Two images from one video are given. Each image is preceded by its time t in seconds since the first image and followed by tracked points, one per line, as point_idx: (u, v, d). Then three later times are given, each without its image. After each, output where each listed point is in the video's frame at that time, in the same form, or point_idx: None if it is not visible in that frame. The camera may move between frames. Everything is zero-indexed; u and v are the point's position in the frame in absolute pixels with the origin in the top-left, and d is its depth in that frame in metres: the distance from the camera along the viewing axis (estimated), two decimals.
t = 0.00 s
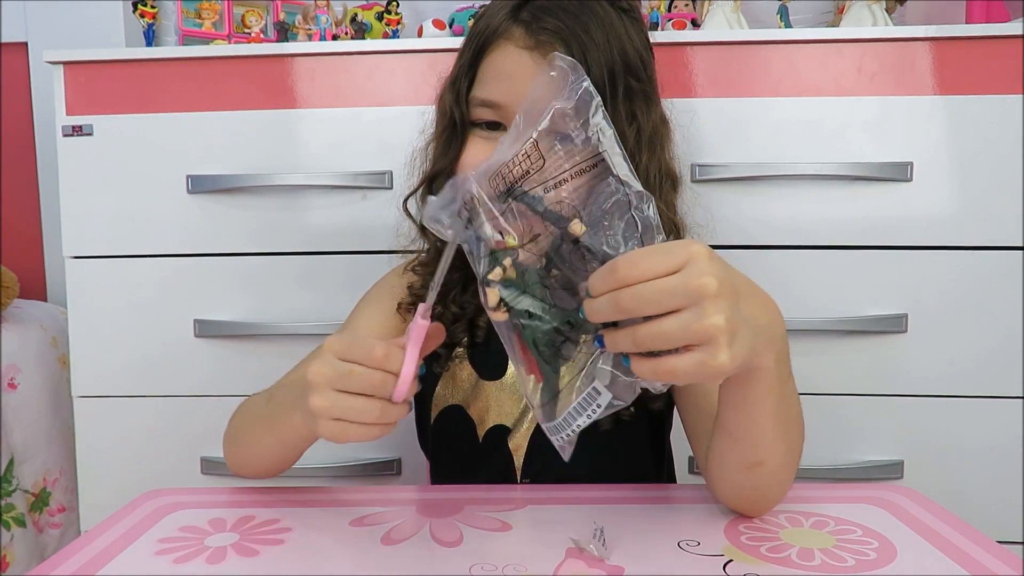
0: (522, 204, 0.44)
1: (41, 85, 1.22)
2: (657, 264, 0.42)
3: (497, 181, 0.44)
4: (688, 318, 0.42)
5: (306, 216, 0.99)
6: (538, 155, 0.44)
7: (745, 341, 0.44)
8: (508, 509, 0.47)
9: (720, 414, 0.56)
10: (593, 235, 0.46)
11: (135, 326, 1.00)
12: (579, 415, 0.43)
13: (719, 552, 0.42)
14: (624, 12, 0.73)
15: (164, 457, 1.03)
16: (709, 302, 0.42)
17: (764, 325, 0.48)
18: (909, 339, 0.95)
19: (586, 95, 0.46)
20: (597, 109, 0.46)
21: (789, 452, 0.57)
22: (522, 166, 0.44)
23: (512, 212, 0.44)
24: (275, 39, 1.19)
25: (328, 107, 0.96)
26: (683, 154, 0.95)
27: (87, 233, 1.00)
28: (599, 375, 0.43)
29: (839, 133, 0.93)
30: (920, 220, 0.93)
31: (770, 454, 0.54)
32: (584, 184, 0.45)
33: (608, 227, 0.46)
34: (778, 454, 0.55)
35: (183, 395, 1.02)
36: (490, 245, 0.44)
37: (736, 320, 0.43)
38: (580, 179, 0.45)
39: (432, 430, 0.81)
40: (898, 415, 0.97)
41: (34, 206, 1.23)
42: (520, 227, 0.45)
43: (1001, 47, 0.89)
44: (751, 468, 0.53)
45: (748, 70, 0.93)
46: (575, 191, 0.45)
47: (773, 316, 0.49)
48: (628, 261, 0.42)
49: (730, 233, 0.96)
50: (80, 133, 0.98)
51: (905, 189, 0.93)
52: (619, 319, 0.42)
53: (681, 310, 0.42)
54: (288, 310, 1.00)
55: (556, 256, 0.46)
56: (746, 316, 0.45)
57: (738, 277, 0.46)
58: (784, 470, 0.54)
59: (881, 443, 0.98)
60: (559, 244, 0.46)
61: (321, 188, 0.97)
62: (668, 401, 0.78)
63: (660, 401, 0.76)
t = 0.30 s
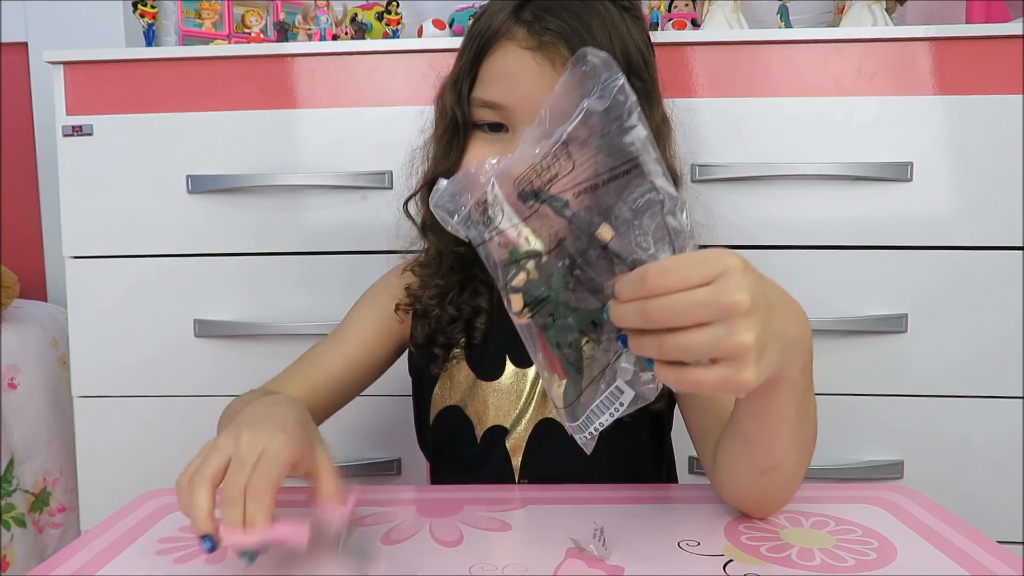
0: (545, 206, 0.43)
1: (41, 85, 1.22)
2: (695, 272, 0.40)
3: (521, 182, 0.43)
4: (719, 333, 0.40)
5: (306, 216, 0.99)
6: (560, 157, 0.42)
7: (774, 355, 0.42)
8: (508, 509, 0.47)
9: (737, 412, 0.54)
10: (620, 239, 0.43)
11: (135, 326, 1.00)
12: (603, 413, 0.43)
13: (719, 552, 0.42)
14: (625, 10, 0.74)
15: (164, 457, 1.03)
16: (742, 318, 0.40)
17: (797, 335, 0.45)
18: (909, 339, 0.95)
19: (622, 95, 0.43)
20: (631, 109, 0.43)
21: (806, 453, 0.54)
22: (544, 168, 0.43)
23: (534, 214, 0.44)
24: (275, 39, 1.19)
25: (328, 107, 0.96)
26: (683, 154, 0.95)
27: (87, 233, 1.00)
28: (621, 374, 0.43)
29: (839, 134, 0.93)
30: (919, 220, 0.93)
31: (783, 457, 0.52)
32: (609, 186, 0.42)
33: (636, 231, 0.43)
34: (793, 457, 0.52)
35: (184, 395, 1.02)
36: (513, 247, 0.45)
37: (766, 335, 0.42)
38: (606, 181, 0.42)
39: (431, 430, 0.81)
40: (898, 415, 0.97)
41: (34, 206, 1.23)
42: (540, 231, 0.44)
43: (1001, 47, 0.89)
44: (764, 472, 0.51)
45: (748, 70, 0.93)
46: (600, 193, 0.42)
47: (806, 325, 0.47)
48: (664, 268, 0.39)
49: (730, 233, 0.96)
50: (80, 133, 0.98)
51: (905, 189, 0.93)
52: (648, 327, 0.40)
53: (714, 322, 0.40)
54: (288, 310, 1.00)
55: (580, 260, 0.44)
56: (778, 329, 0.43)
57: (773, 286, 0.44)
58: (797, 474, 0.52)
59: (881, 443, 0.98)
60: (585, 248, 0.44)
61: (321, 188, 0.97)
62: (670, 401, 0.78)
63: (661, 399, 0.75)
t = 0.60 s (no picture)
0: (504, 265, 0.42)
1: (41, 85, 1.22)
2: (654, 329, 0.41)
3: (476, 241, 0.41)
4: (673, 385, 0.42)
5: (306, 216, 0.99)
6: (512, 223, 0.40)
7: (732, 401, 0.44)
8: (508, 509, 0.47)
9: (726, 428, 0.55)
10: (582, 292, 0.42)
11: (136, 325, 1.00)
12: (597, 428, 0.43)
13: (719, 552, 0.42)
14: (617, 11, 0.73)
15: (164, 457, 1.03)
16: (695, 373, 0.42)
17: (762, 371, 0.46)
18: (909, 339, 0.95)
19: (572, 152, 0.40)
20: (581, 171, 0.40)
21: (791, 465, 0.54)
22: (501, 224, 0.40)
23: (496, 264, 0.42)
24: (275, 39, 1.19)
25: (328, 107, 0.96)
26: (683, 154, 0.95)
27: (87, 234, 1.00)
28: (607, 390, 0.44)
29: (839, 134, 0.93)
30: (920, 220, 0.93)
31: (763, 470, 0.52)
32: (565, 247, 0.40)
33: (601, 279, 0.41)
34: (776, 472, 0.52)
35: (183, 395, 1.02)
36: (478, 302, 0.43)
37: (722, 384, 0.43)
38: (562, 243, 0.40)
39: (429, 428, 0.81)
40: (898, 414, 0.97)
41: (34, 206, 1.23)
42: (505, 281, 0.42)
43: (1001, 47, 0.89)
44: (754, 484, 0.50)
45: (748, 70, 0.93)
46: (559, 252, 0.40)
47: (777, 353, 0.48)
48: (623, 323, 0.40)
49: (731, 232, 0.96)
50: (81, 133, 0.98)
51: (905, 189, 0.93)
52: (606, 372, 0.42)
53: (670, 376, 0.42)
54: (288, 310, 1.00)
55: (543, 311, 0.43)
56: (738, 375, 0.44)
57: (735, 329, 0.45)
58: (786, 488, 0.51)
59: (881, 443, 0.98)
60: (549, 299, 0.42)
61: (321, 188, 0.97)
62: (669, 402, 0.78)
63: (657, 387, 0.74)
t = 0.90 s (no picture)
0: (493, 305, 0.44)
1: (41, 84, 1.22)
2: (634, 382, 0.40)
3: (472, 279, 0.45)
4: (665, 422, 0.41)
5: (306, 216, 0.99)
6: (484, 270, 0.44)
7: (729, 419, 0.43)
8: (508, 509, 0.47)
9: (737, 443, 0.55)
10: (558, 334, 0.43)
11: (136, 325, 1.00)
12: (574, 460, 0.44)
13: (718, 552, 0.42)
14: (612, 12, 0.73)
15: (164, 457, 1.03)
16: (685, 405, 0.41)
17: (755, 390, 0.45)
18: (909, 339, 0.95)
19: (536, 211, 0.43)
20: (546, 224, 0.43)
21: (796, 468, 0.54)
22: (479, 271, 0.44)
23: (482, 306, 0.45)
24: (275, 39, 1.19)
25: (328, 107, 0.97)
26: (683, 154, 0.95)
27: (87, 233, 1.00)
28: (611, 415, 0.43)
29: (839, 134, 0.93)
30: (920, 220, 0.93)
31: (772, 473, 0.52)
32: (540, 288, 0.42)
33: (577, 315, 0.42)
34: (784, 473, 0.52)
35: (183, 395, 1.02)
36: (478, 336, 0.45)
37: (717, 408, 0.42)
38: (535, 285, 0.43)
39: (429, 424, 0.82)
40: (898, 414, 0.97)
41: (35, 206, 1.24)
42: (492, 320, 0.44)
43: (1001, 47, 0.89)
44: (765, 489, 0.50)
45: (748, 70, 0.93)
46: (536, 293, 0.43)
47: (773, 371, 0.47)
48: (605, 371, 0.40)
49: (730, 232, 0.96)
50: (80, 133, 0.98)
51: (905, 189, 0.93)
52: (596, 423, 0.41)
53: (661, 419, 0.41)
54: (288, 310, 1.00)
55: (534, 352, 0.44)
56: (729, 398, 0.43)
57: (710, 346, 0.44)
58: (792, 489, 0.51)
59: (881, 443, 0.98)
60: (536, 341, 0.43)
61: (321, 188, 0.97)
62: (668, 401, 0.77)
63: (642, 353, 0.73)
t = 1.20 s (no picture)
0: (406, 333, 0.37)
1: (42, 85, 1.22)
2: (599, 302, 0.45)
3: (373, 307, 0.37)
4: (602, 251, 0.46)
5: (306, 216, 0.99)
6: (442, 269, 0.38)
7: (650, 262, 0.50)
8: (509, 509, 0.47)
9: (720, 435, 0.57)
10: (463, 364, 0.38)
11: (136, 325, 1.00)
12: (399, 516, 0.36)
13: (719, 552, 0.42)
14: (617, 13, 0.73)
15: (164, 457, 1.03)
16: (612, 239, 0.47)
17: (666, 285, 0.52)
18: (909, 339, 0.95)
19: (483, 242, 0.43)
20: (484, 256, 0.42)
21: (777, 441, 0.57)
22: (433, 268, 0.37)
23: (409, 282, 0.37)
24: (275, 39, 1.19)
25: (328, 107, 0.97)
26: (683, 154, 0.95)
27: (87, 233, 1.00)
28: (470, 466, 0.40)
29: (839, 134, 0.93)
30: (920, 220, 0.93)
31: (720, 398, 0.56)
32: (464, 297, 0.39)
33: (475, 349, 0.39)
34: (766, 451, 0.56)
35: (183, 395, 1.02)
36: (397, 374, 0.36)
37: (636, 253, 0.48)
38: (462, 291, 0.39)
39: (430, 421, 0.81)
40: (898, 415, 0.97)
41: (34, 206, 1.24)
42: (409, 300, 0.37)
43: (1001, 47, 0.89)
44: (713, 424, 0.56)
45: (748, 70, 0.93)
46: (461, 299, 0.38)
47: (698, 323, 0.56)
48: (542, 227, 0.45)
49: (730, 232, 0.96)
50: (80, 133, 0.98)
51: (905, 189, 0.93)
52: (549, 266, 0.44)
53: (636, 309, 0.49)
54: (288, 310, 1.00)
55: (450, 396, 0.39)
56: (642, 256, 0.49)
57: (596, 233, 0.46)
58: (777, 456, 0.57)
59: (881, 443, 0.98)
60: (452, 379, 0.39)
61: (321, 188, 0.97)
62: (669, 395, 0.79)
63: (630, 337, 0.76)
